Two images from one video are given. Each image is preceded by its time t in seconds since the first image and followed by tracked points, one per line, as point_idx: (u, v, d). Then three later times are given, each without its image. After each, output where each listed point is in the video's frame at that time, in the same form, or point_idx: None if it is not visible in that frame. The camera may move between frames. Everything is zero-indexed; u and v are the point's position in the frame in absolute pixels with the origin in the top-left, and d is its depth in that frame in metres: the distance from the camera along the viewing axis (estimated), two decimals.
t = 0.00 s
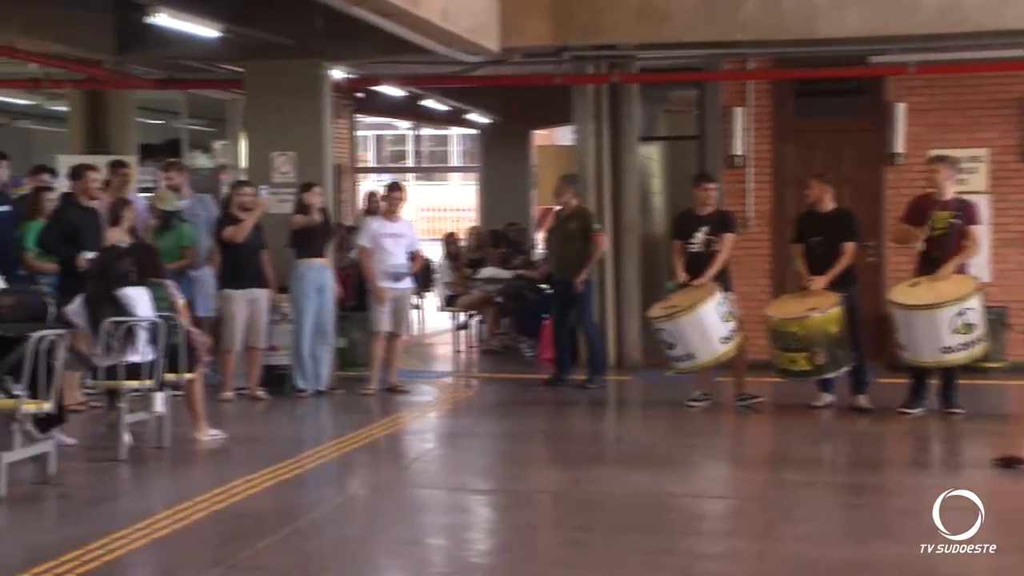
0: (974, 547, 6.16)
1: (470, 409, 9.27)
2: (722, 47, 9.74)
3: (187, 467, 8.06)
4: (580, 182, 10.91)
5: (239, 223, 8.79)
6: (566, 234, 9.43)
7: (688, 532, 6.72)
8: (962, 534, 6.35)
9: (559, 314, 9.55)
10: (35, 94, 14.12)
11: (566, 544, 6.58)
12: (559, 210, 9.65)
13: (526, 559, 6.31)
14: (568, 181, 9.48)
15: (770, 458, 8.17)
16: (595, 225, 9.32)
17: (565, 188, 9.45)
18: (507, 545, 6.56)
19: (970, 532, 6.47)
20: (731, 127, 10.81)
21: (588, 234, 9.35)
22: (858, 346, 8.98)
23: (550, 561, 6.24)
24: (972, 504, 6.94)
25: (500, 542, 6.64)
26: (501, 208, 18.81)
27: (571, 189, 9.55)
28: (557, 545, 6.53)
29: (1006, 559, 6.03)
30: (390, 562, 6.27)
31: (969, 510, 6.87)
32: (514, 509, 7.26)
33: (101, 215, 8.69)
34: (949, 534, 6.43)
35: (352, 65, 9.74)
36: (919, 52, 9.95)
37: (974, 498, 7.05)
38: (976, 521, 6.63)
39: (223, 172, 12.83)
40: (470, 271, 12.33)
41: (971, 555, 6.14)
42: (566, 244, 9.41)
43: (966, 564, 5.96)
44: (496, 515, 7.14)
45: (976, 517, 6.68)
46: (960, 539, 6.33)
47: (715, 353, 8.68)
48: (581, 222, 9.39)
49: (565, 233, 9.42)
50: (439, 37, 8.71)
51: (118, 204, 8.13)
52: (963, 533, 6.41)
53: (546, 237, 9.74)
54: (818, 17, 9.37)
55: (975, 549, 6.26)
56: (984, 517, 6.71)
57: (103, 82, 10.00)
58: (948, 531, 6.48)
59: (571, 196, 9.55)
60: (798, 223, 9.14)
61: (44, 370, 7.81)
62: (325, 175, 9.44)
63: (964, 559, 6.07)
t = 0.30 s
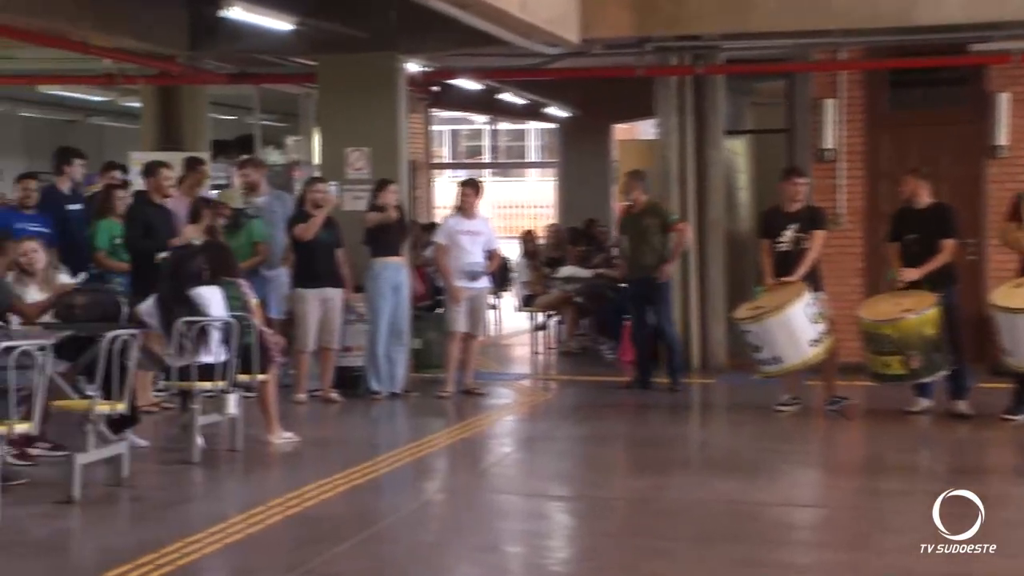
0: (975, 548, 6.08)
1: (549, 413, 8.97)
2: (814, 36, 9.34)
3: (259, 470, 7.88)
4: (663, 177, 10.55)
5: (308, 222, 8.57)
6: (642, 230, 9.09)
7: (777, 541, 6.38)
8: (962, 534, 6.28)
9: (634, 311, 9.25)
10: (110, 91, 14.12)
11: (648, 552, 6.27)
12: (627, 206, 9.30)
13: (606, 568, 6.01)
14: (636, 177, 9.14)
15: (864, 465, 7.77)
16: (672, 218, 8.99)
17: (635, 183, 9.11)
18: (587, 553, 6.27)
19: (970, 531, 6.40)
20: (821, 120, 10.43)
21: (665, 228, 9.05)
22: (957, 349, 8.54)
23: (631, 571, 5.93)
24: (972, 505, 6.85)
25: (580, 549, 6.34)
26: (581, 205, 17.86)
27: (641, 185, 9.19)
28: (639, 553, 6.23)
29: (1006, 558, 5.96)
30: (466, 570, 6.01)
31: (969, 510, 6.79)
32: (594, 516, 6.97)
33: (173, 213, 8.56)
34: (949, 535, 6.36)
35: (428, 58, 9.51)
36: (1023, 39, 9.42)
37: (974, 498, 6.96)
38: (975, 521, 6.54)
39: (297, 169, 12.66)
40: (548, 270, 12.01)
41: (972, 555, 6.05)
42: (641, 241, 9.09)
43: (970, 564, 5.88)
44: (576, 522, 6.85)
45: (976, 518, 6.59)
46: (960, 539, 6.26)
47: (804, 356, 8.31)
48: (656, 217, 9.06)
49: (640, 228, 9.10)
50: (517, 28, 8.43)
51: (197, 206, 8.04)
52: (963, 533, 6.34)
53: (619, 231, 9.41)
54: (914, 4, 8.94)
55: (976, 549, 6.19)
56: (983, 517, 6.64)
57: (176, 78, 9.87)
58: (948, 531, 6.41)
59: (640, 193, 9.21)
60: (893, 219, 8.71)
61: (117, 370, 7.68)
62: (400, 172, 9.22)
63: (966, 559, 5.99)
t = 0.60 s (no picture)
0: (975, 548, 5.95)
1: (625, 421, 8.50)
2: (908, 19, 8.83)
3: (320, 478, 7.53)
4: (744, 170, 10.06)
5: (370, 215, 8.24)
6: (724, 225, 8.60)
7: (869, 559, 5.88)
8: (960, 535, 6.15)
9: (712, 311, 8.81)
10: (168, 84, 13.90)
11: (727, 569, 5.81)
12: (707, 201, 8.78)
13: None
14: (717, 171, 8.60)
15: (961, 478, 7.23)
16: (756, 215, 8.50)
17: (716, 178, 8.59)
18: (662, 568, 5.82)
19: (963, 532, 6.29)
20: (915, 109, 9.90)
21: (748, 224, 8.57)
22: None
23: None
24: (972, 504, 6.71)
25: (655, 565, 5.89)
26: (659, 199, 17.01)
27: (722, 179, 8.65)
28: (718, 570, 5.77)
29: (1005, 561, 5.85)
30: None
31: (961, 510, 6.68)
32: (670, 529, 6.51)
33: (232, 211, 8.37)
34: (948, 535, 6.22)
35: (497, 45, 9.10)
36: None
37: (975, 499, 6.80)
38: (976, 521, 6.39)
39: (360, 164, 12.32)
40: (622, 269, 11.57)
41: (969, 556, 5.93)
42: (722, 236, 8.61)
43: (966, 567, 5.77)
44: (651, 535, 6.40)
45: (976, 518, 6.43)
46: (958, 540, 6.13)
47: (896, 360, 7.80)
48: (740, 213, 8.59)
49: (722, 224, 8.59)
50: (590, 14, 7.97)
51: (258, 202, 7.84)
52: (961, 534, 6.20)
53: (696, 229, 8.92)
54: None
55: (975, 550, 6.07)
56: (978, 518, 6.53)
57: (236, 69, 9.55)
58: (948, 532, 6.27)
59: (722, 186, 8.67)
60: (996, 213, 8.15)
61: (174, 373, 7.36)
62: (466, 167, 8.83)
63: (965, 562, 5.86)
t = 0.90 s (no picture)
0: (974, 548, 5.74)
1: (700, 430, 7.93)
2: None
3: (375, 489, 7.06)
4: (829, 161, 9.47)
5: (424, 210, 7.79)
6: (812, 221, 8.02)
7: None
8: (963, 534, 5.94)
9: (796, 315, 8.25)
10: (216, 71, 13.55)
11: None
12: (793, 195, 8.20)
13: None
14: (803, 164, 8.02)
15: None
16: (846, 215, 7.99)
17: (803, 172, 8.03)
18: None
19: (968, 529, 6.07)
20: (1016, 94, 9.42)
21: (837, 223, 8.02)
22: None
23: None
24: (970, 503, 6.50)
25: None
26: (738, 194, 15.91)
27: (810, 172, 8.07)
28: None
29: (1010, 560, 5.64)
30: None
31: (966, 508, 6.43)
32: (750, 547, 5.94)
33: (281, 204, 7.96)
34: (950, 534, 6.01)
35: (563, 29, 8.60)
36: None
37: (975, 498, 6.56)
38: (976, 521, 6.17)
39: (418, 156, 11.89)
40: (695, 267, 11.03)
41: (973, 555, 5.71)
42: (807, 232, 8.03)
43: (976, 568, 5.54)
44: (730, 553, 5.83)
45: (976, 518, 6.22)
46: (960, 539, 5.92)
47: (997, 366, 7.16)
48: (830, 210, 8.03)
49: (811, 220, 8.01)
50: None
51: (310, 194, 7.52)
52: (963, 533, 6.00)
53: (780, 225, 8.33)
54: None
55: (978, 549, 5.85)
56: (985, 517, 6.28)
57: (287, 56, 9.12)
58: (951, 531, 6.05)
59: (810, 179, 8.08)
60: None
61: (220, 379, 6.88)
62: (530, 158, 8.34)
63: (971, 561, 5.64)
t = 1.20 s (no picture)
0: (974, 548, 5.55)
1: (772, 441, 7.38)
2: None
3: (423, 501, 6.59)
4: (913, 147, 8.93)
5: (470, 206, 7.34)
6: (896, 215, 7.54)
7: None
8: (962, 534, 5.75)
9: (875, 316, 7.74)
10: (252, 56, 13.18)
11: None
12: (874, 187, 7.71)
13: None
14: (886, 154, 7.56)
15: None
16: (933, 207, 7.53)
17: (887, 162, 7.55)
18: None
19: (967, 528, 5.87)
20: None
21: (921, 218, 7.57)
22: None
23: None
24: (970, 501, 6.27)
25: None
26: (810, 195, 15.05)
27: (893, 162, 7.58)
28: None
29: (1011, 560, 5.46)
30: None
31: (966, 507, 6.21)
32: (827, 566, 5.40)
33: (320, 196, 7.46)
34: (949, 534, 5.81)
35: (624, 10, 8.13)
36: None
37: (974, 497, 6.33)
38: (975, 520, 5.96)
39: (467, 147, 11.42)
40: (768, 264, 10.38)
41: (974, 555, 5.52)
42: (891, 223, 7.55)
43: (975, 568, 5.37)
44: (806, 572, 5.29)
45: (975, 517, 6.01)
46: (959, 539, 5.73)
47: None
48: (914, 202, 7.58)
49: (894, 213, 7.54)
50: None
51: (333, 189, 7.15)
52: (963, 532, 5.80)
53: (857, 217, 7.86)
54: None
55: (977, 550, 5.67)
56: (986, 517, 6.05)
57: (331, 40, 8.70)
58: (950, 531, 5.84)
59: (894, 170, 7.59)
60: None
61: (259, 384, 6.43)
62: (588, 149, 7.94)
63: (970, 561, 5.46)
